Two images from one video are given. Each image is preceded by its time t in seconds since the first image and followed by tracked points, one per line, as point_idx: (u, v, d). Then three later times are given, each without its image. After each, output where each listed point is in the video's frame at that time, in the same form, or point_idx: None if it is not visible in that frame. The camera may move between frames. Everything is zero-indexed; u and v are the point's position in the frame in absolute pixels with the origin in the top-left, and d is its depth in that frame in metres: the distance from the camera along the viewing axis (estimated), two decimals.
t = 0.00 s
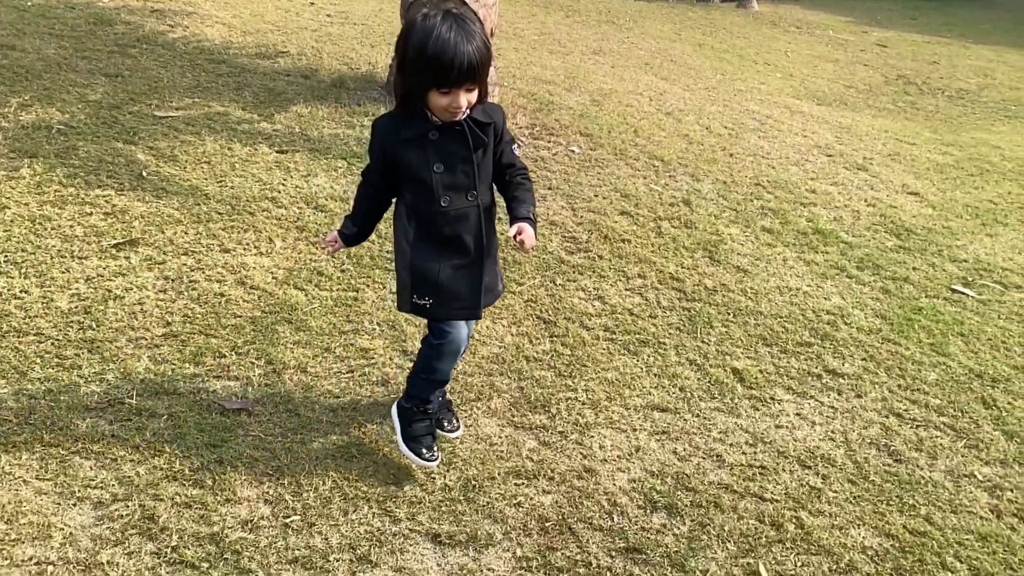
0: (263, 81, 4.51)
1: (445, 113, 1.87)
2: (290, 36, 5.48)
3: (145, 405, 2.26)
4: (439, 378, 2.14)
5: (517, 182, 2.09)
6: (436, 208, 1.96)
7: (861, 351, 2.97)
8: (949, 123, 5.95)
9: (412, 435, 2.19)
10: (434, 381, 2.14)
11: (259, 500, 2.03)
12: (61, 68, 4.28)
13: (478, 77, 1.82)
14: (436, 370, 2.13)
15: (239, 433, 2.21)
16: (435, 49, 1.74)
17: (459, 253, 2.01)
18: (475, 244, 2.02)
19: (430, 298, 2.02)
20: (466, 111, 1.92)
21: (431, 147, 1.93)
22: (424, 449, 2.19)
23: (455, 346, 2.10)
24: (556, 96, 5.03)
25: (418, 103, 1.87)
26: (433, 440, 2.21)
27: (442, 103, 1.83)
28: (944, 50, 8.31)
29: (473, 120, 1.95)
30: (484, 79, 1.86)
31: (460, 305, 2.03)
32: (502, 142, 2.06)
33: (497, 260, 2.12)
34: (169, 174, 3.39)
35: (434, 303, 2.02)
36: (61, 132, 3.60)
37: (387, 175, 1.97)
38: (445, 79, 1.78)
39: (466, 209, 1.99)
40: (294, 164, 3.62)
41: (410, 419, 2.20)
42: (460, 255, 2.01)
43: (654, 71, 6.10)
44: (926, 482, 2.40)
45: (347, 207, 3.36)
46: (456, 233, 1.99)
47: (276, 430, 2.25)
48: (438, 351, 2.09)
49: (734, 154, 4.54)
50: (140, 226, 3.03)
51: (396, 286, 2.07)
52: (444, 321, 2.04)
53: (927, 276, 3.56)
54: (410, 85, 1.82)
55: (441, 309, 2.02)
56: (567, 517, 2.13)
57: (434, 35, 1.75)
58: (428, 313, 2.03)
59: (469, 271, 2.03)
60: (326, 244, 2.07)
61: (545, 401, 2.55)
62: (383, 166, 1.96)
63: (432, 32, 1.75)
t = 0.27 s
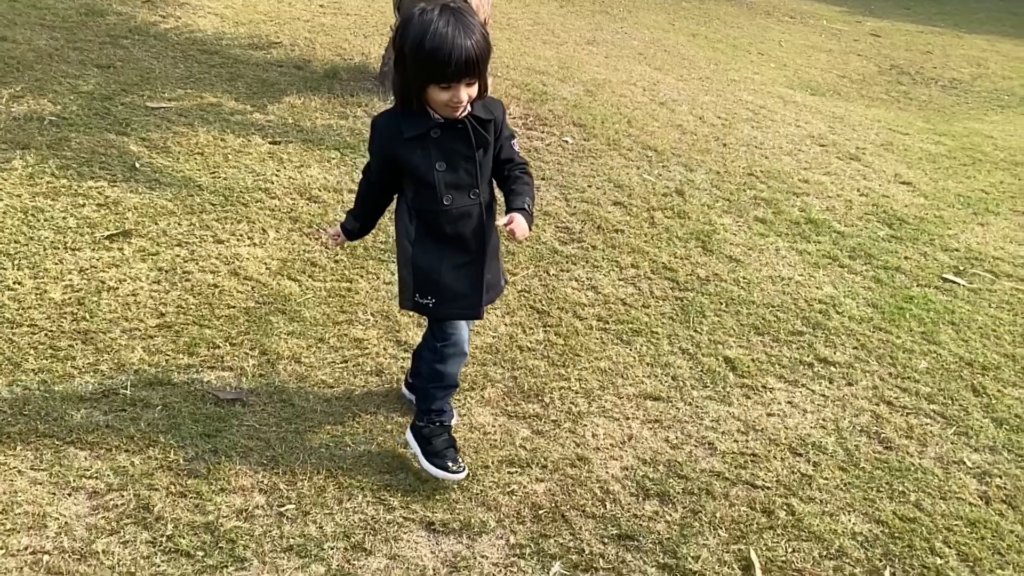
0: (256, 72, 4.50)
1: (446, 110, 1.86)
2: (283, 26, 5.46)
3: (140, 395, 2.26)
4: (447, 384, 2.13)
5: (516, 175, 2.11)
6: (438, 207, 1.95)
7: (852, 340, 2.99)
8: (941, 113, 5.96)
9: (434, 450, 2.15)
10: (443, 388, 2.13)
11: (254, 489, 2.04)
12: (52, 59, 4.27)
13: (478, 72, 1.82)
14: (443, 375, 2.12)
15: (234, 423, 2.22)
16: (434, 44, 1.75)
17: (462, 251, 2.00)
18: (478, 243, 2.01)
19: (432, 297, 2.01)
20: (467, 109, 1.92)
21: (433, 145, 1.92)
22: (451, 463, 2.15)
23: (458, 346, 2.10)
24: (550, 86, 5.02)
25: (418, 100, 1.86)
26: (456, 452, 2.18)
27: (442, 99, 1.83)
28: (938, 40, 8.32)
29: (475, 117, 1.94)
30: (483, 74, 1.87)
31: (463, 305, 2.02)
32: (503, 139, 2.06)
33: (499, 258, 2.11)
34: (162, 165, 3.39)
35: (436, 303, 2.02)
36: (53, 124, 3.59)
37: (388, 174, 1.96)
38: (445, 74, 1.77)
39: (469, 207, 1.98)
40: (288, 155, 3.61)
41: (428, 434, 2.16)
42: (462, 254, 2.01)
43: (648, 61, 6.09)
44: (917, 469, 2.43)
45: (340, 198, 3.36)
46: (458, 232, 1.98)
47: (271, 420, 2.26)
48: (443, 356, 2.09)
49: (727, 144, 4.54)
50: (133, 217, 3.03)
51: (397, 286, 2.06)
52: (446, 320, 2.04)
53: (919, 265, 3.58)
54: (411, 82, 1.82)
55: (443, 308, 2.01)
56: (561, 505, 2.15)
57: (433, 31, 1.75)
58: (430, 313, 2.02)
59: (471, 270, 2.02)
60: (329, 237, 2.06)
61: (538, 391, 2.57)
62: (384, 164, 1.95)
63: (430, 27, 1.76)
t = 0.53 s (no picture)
0: (251, 63, 4.49)
1: (448, 108, 1.84)
2: (277, 17, 5.44)
3: (135, 386, 2.27)
4: (454, 391, 2.12)
5: (515, 171, 2.06)
6: (441, 208, 1.93)
7: (845, 330, 3.01)
8: (936, 104, 5.97)
9: (455, 459, 2.12)
10: (448, 396, 2.11)
11: (249, 479, 2.05)
12: (45, 50, 4.25)
13: (479, 69, 1.80)
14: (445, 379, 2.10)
15: (229, 413, 2.23)
16: (435, 42, 1.72)
17: (465, 252, 1.99)
18: (481, 243, 2.00)
19: (435, 298, 1.99)
20: (469, 107, 1.89)
21: (436, 145, 1.89)
22: (472, 470, 2.12)
23: (457, 345, 2.09)
24: (545, 78, 5.02)
25: (420, 99, 1.83)
26: (476, 458, 2.15)
27: (444, 97, 1.81)
28: (933, 31, 8.32)
29: (477, 115, 1.92)
30: (484, 72, 1.84)
31: (467, 306, 2.01)
32: (505, 137, 2.03)
33: (501, 256, 2.09)
34: (157, 156, 3.38)
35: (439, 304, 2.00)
36: (47, 115, 3.58)
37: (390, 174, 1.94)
38: (447, 71, 1.75)
39: (472, 208, 1.97)
40: (282, 146, 3.61)
41: (445, 446, 2.13)
42: (465, 255, 1.99)
43: (643, 52, 6.09)
44: (908, 458, 2.45)
45: (335, 189, 3.36)
46: (461, 232, 1.97)
47: (266, 411, 2.27)
48: (443, 362, 2.08)
49: (722, 136, 4.55)
50: (128, 209, 3.03)
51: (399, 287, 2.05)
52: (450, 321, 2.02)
53: (912, 256, 3.59)
54: (412, 81, 1.79)
55: (446, 309, 2.00)
56: (554, 494, 2.17)
57: (434, 28, 1.72)
58: (433, 314, 2.01)
59: (475, 271, 2.00)
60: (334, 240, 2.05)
61: (532, 381, 2.58)
62: (385, 165, 1.93)
63: (430, 24, 1.73)
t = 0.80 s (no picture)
0: (246, 56, 4.48)
1: (451, 109, 1.83)
2: (273, 10, 5.43)
3: (132, 378, 2.28)
4: (458, 394, 2.11)
5: (518, 171, 2.03)
6: (446, 211, 1.92)
7: (839, 323, 3.02)
8: (932, 98, 5.98)
9: (468, 462, 2.11)
10: (453, 399, 2.11)
11: (245, 470, 2.06)
12: (40, 43, 4.24)
13: (481, 69, 1.80)
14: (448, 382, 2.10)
15: (225, 405, 2.24)
16: (436, 41, 1.72)
17: (470, 256, 1.97)
18: (487, 246, 1.98)
19: (440, 302, 1.98)
20: (473, 110, 1.89)
21: (440, 148, 1.88)
22: (486, 471, 2.11)
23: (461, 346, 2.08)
24: (541, 71, 5.02)
25: (422, 101, 1.83)
26: (490, 459, 2.14)
27: (447, 97, 1.80)
28: (930, 25, 8.32)
29: (480, 117, 1.90)
30: (486, 73, 1.84)
31: (473, 310, 1.99)
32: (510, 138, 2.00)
33: (507, 258, 2.07)
34: (152, 149, 3.38)
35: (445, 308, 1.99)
36: (42, 108, 3.57)
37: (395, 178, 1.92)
38: (448, 71, 1.75)
39: (477, 211, 1.95)
40: (278, 139, 3.61)
41: (457, 449, 2.13)
42: (471, 259, 1.97)
43: (639, 45, 6.08)
44: (901, 449, 2.46)
45: (331, 182, 3.36)
46: (466, 236, 1.96)
47: (262, 402, 2.27)
48: (446, 364, 2.08)
49: (718, 129, 4.55)
50: (123, 201, 3.03)
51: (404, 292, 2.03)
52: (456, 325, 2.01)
53: (907, 249, 3.61)
54: (414, 82, 1.79)
55: (453, 313, 1.98)
56: (549, 485, 2.19)
57: (435, 28, 1.72)
58: (439, 318, 2.00)
59: (481, 274, 1.98)
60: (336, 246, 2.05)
61: (528, 373, 2.59)
62: (389, 169, 1.92)
63: (431, 24, 1.73)
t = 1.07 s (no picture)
0: (241, 49, 4.47)
1: (454, 112, 1.83)
2: (268, 3, 5.41)
3: (127, 371, 2.29)
4: (465, 397, 2.11)
5: (522, 171, 2.03)
6: (454, 216, 1.92)
7: (833, 316, 3.04)
8: (928, 92, 5.99)
9: (474, 462, 2.13)
10: (460, 402, 2.11)
11: (240, 463, 2.07)
12: (35, 36, 4.23)
13: (484, 70, 1.79)
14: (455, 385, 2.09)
15: (221, 398, 2.25)
16: (439, 44, 1.71)
17: (478, 260, 1.97)
18: (494, 248, 1.98)
19: (450, 308, 1.98)
20: (475, 112, 1.89)
21: (445, 152, 1.87)
22: (491, 471, 2.13)
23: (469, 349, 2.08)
24: (537, 64, 5.01)
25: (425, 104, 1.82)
26: (495, 458, 2.16)
27: (450, 100, 1.80)
28: (926, 19, 8.32)
29: (482, 119, 1.90)
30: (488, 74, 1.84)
31: (483, 312, 2.00)
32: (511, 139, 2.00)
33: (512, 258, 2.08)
34: (148, 143, 3.38)
35: (455, 312, 1.99)
36: (36, 101, 3.57)
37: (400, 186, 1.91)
38: (452, 73, 1.74)
39: (483, 214, 1.95)
40: (273, 132, 3.61)
41: (461, 450, 2.14)
42: (479, 262, 1.98)
43: (636, 39, 6.08)
44: (893, 441, 2.48)
45: (326, 176, 3.36)
46: (473, 240, 1.96)
47: (257, 395, 2.28)
48: (455, 369, 2.07)
49: (714, 123, 4.56)
50: (118, 195, 3.03)
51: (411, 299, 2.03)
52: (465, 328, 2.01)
53: (901, 242, 3.62)
54: (417, 86, 1.78)
55: (463, 318, 1.99)
56: (543, 477, 2.20)
57: (437, 31, 1.71)
58: (449, 324, 2.00)
59: (489, 276, 1.99)
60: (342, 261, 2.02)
61: (523, 366, 2.60)
62: (394, 177, 1.90)
63: (433, 25, 1.72)
